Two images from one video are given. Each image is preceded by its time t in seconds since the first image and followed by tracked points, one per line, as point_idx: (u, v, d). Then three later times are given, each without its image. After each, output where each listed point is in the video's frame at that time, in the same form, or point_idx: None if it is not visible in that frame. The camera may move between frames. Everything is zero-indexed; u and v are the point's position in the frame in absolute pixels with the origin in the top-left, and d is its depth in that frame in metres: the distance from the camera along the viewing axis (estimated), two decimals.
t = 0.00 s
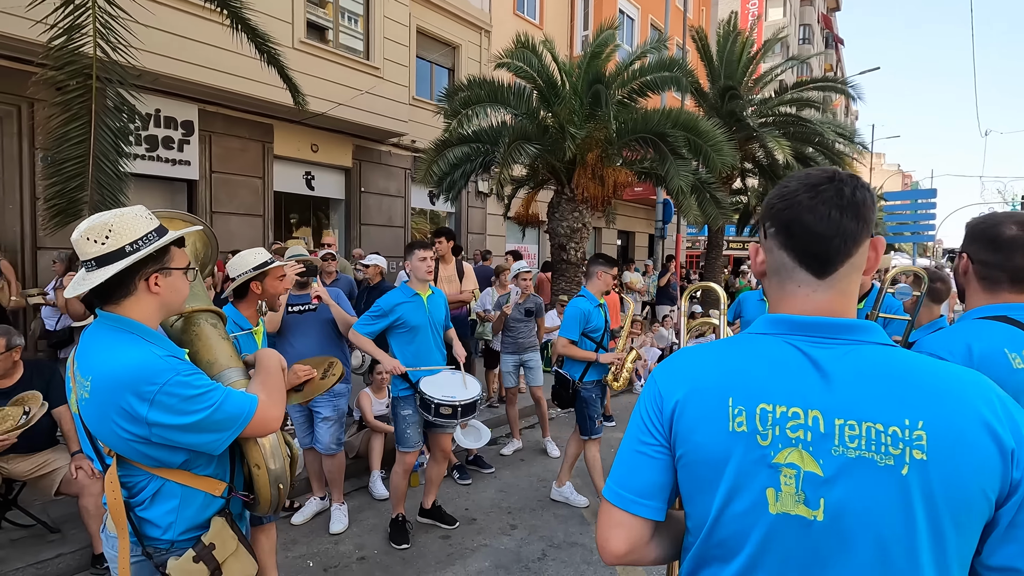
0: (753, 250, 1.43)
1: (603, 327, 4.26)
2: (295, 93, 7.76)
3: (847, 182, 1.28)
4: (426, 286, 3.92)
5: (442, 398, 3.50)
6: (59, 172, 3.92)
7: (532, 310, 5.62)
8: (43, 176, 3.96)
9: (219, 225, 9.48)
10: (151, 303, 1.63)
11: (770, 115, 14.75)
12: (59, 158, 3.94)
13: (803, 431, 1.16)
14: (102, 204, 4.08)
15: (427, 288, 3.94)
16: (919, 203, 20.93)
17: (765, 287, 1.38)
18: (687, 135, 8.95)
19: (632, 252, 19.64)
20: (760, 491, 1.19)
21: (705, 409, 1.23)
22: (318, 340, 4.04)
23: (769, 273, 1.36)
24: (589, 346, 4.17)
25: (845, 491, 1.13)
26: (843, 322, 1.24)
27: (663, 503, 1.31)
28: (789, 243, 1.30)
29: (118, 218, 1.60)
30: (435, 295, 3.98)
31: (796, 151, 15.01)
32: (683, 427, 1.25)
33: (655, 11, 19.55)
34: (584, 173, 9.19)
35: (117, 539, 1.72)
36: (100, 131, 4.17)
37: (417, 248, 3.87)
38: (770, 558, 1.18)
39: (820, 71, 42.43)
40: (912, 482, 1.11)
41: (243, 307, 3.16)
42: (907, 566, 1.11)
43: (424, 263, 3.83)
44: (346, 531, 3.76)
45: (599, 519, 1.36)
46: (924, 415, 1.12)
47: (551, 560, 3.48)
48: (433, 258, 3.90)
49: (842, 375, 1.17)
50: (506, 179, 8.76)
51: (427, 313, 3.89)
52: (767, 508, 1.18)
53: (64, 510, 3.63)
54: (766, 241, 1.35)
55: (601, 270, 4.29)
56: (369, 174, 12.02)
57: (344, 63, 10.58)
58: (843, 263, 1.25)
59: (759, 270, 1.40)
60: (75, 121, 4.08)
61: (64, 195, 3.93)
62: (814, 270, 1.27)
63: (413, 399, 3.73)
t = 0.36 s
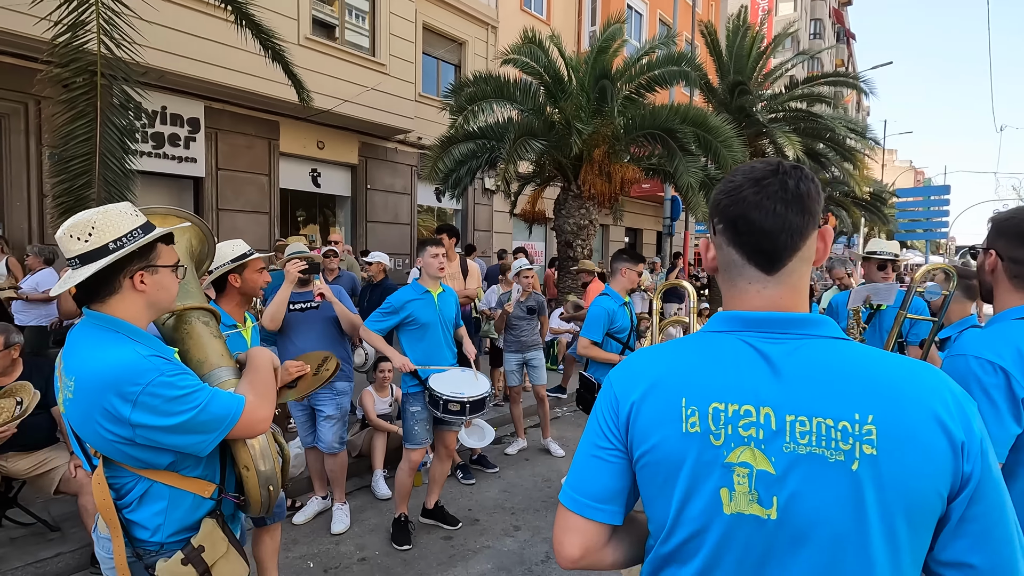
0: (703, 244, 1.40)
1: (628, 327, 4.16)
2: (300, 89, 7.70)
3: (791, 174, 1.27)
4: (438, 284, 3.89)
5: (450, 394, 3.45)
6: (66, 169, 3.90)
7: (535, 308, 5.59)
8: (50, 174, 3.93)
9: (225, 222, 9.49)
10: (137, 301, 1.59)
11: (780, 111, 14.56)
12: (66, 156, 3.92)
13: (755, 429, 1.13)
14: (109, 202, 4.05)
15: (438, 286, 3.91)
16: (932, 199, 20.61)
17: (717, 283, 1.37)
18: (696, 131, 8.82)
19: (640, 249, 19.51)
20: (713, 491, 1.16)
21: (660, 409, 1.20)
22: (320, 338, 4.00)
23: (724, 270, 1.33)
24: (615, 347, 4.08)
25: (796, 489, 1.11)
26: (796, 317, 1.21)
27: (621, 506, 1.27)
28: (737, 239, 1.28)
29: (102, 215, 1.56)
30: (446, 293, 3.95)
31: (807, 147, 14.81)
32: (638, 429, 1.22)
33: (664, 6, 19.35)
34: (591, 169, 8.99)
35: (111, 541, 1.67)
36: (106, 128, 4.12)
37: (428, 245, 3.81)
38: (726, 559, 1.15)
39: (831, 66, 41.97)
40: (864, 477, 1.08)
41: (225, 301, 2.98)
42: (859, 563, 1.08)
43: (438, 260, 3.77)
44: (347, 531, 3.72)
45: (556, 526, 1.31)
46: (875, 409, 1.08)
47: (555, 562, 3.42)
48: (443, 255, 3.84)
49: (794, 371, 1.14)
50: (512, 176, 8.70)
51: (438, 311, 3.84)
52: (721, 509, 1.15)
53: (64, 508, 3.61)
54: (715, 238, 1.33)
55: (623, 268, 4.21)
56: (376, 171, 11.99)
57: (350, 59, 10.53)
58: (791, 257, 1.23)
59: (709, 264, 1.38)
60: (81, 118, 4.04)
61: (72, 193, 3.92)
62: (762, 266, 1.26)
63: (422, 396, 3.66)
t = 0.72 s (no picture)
0: (687, 243, 1.28)
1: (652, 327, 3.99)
2: (304, 85, 7.59)
3: (772, 162, 1.15)
4: (444, 281, 3.75)
5: (457, 395, 3.33)
6: (68, 165, 3.81)
7: (541, 307, 5.52)
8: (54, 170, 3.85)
9: (229, 219, 9.42)
10: (108, 296, 1.51)
11: (790, 106, 14.34)
12: (68, 152, 3.82)
13: (747, 430, 1.01)
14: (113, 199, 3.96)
15: (445, 283, 3.77)
16: (944, 196, 20.33)
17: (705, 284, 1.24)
18: (707, 126, 8.67)
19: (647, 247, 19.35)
20: (705, 501, 1.03)
21: (644, 410, 1.08)
22: (321, 336, 3.89)
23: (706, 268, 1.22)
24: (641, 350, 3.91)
25: (796, 496, 0.98)
26: (790, 310, 1.10)
27: (609, 520, 1.13)
28: (719, 234, 1.17)
29: (65, 200, 1.48)
30: (453, 290, 3.81)
31: (818, 143, 14.60)
32: (624, 435, 1.09)
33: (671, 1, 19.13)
34: (598, 165, 8.81)
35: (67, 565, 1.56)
36: (107, 124, 4.00)
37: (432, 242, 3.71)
38: None
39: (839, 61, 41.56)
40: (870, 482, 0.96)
41: (205, 297, 2.86)
42: None
43: (437, 255, 3.67)
44: (348, 536, 3.61)
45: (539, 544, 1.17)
46: (878, 404, 0.97)
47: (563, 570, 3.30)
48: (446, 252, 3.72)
49: (787, 365, 1.02)
50: (518, 172, 8.57)
51: (444, 308, 3.71)
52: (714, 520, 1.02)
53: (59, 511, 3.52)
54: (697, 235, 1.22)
55: (653, 266, 4.06)
56: (381, 168, 11.89)
57: (354, 55, 10.42)
58: (779, 248, 1.12)
59: (695, 265, 1.25)
60: (83, 113, 3.93)
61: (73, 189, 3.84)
62: (749, 260, 1.14)
63: (427, 396, 3.55)
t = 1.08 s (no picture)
0: (718, 249, 1.15)
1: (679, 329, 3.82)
2: (304, 81, 7.45)
3: (814, 154, 1.03)
4: (442, 282, 3.63)
5: (456, 404, 3.20)
6: (59, 162, 3.68)
7: (547, 307, 5.35)
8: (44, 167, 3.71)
9: (230, 218, 9.30)
10: (63, 298, 1.35)
11: (797, 104, 14.18)
12: (59, 148, 3.68)
13: (813, 466, 0.89)
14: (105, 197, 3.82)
15: (443, 284, 3.64)
16: (952, 195, 20.10)
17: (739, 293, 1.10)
18: (715, 122, 8.55)
19: (651, 246, 19.19)
20: (768, 552, 0.90)
21: (686, 445, 0.94)
22: (320, 338, 3.77)
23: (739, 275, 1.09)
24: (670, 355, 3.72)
25: (882, 544, 0.86)
26: (845, 321, 0.97)
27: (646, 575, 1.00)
28: (755, 237, 1.03)
29: (10, 184, 1.31)
30: (452, 291, 3.68)
31: (825, 141, 14.43)
32: (661, 474, 0.96)
33: None
34: (603, 163, 8.66)
35: None
36: (100, 120, 3.86)
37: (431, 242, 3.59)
38: None
39: (845, 59, 41.37)
40: (972, 526, 0.84)
41: (206, 303, 2.71)
42: None
43: (432, 255, 3.56)
44: (347, 546, 3.48)
45: None
46: (972, 434, 0.85)
47: None
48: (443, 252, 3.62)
49: (856, 387, 0.90)
50: (522, 170, 8.44)
51: (443, 310, 3.58)
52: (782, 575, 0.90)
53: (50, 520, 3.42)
54: (729, 239, 1.09)
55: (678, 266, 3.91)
56: (383, 167, 11.76)
57: (355, 51, 10.30)
58: (826, 251, 0.99)
59: (728, 274, 1.12)
60: (74, 109, 3.79)
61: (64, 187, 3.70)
62: (791, 265, 1.01)
63: (424, 404, 3.42)
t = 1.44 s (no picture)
0: (831, 241, 1.00)
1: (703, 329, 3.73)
2: (301, 77, 7.32)
3: (986, 129, 0.83)
4: (434, 283, 3.50)
5: (453, 414, 3.09)
6: (43, 159, 3.56)
7: (549, 307, 5.26)
8: (28, 164, 3.59)
9: (225, 218, 9.18)
10: (20, 304, 1.21)
11: (798, 102, 14.08)
12: (42, 145, 3.56)
13: (1006, 545, 0.74)
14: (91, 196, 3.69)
15: (434, 286, 3.51)
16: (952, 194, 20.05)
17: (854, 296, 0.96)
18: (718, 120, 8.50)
19: (650, 245, 19.09)
20: None
21: (826, 510, 0.79)
22: (317, 341, 3.65)
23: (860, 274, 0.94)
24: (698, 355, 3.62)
25: None
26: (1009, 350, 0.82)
27: None
28: (891, 230, 0.86)
29: None
30: (444, 293, 3.56)
31: (825, 139, 14.35)
32: (783, 543, 0.80)
33: None
34: (604, 162, 8.55)
35: None
36: (86, 116, 3.73)
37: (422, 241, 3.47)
38: None
39: (843, 58, 41.38)
40: None
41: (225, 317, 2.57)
42: None
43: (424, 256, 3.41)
44: (345, 557, 3.37)
45: None
46: None
47: None
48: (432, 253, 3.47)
49: None
50: (522, 169, 8.33)
51: (436, 314, 3.44)
52: None
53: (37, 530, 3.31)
54: (852, 230, 0.93)
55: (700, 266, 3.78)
56: (381, 165, 11.64)
57: (353, 49, 10.18)
58: (989, 258, 0.81)
59: (843, 271, 0.97)
60: (59, 104, 3.66)
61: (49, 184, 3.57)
62: (939, 271, 0.83)
63: (419, 414, 3.29)
